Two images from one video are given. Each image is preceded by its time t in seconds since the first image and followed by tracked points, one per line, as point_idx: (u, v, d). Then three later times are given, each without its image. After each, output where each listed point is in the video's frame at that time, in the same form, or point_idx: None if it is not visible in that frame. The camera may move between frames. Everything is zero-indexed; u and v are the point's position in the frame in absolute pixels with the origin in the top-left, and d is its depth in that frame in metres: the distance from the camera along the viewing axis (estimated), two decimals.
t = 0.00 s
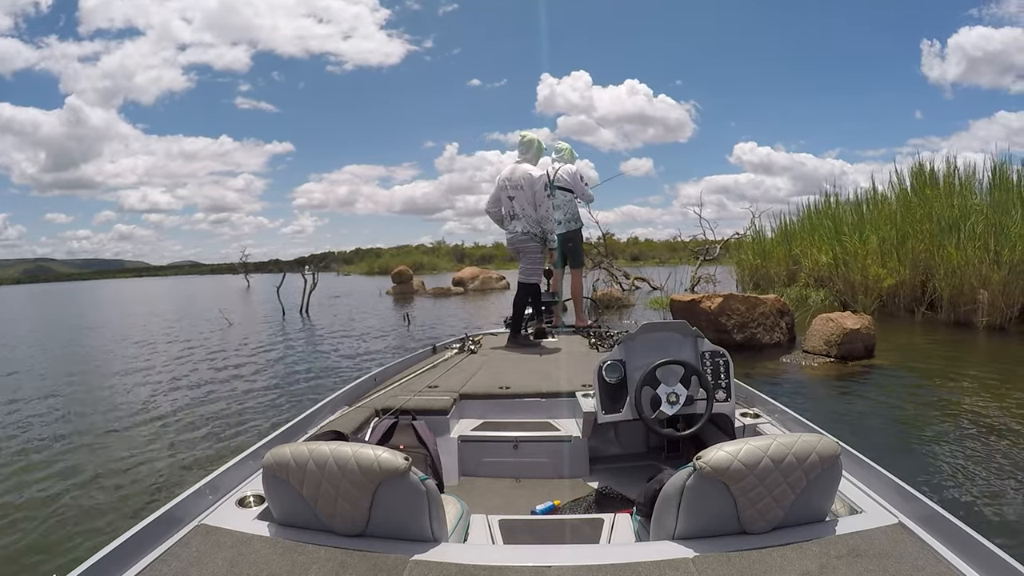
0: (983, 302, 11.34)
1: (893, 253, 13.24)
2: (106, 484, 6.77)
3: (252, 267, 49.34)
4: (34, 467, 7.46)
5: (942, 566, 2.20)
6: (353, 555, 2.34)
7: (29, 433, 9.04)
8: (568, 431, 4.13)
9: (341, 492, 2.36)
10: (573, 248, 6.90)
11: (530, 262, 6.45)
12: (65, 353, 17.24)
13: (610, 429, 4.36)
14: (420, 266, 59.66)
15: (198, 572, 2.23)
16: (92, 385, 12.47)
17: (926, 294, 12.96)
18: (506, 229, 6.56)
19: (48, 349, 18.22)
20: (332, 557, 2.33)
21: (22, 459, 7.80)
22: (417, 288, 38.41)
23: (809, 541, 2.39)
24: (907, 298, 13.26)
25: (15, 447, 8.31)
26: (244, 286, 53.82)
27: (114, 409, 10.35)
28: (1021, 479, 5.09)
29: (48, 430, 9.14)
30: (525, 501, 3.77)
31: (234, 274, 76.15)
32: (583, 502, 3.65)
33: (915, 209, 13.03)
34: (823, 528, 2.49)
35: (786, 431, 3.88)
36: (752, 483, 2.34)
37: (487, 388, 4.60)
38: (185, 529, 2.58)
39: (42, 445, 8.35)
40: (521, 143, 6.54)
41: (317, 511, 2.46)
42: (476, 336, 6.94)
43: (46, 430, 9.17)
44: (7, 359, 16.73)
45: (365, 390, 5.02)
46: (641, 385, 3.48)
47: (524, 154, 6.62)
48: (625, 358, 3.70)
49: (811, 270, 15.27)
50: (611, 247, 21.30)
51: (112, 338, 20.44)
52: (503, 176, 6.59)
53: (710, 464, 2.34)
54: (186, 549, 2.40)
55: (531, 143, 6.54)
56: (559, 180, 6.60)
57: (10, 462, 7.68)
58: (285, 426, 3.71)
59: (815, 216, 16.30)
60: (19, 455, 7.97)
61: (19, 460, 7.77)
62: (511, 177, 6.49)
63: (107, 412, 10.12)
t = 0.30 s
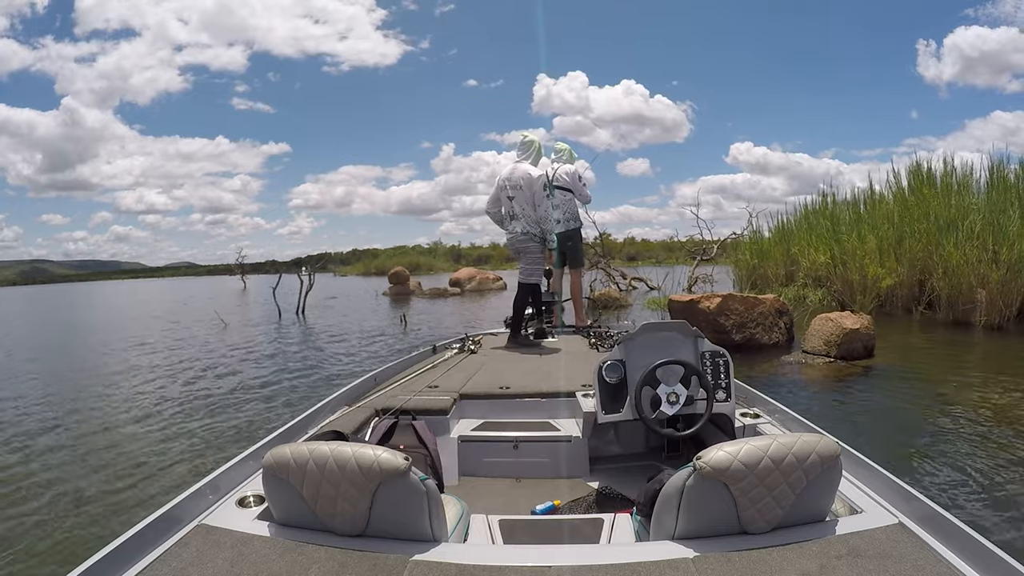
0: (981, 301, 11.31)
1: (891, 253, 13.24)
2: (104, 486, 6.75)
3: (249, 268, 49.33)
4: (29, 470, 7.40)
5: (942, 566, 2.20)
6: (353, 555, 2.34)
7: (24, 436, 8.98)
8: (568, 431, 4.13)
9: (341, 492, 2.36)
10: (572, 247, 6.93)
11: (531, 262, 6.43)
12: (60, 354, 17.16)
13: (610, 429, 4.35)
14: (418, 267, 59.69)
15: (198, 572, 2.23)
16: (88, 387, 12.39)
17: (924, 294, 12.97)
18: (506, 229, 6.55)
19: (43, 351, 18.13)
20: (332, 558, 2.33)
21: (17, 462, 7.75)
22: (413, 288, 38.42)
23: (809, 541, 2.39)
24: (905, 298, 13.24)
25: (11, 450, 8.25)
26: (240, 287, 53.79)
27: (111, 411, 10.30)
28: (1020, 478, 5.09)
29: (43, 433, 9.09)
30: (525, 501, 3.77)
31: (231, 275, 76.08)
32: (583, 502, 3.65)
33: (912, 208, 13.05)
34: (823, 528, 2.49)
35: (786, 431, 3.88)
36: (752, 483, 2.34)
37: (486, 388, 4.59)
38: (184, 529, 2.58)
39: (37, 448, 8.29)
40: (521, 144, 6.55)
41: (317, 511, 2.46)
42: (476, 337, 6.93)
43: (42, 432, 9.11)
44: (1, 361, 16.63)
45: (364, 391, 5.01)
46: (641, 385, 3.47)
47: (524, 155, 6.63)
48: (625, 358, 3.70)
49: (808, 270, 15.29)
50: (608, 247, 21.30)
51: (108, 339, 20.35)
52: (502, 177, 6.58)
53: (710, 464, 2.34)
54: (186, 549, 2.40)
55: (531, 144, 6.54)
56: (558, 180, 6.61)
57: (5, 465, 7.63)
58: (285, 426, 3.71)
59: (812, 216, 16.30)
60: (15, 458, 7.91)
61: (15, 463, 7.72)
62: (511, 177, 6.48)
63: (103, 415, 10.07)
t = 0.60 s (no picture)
0: (979, 301, 11.32)
1: (889, 253, 13.22)
2: (101, 488, 6.72)
3: (246, 268, 49.28)
4: (25, 472, 7.35)
5: (942, 566, 2.20)
6: (353, 555, 2.34)
7: (20, 438, 8.91)
8: (568, 431, 4.13)
9: (341, 492, 2.36)
10: (573, 247, 6.99)
11: (531, 262, 6.43)
12: (56, 356, 17.06)
13: (610, 429, 4.35)
14: (415, 267, 59.69)
15: (198, 572, 2.23)
16: (85, 388, 12.32)
17: (922, 294, 12.98)
18: (506, 230, 6.55)
19: (39, 352, 18.04)
20: (332, 558, 2.33)
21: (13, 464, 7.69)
22: (410, 288, 38.41)
23: (809, 541, 2.39)
24: (903, 298, 13.26)
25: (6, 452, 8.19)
26: (237, 287, 53.74)
27: (108, 413, 10.24)
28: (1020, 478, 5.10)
29: (39, 435, 9.03)
30: (525, 501, 3.77)
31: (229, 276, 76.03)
32: (584, 502, 3.65)
33: (910, 209, 13.06)
34: (823, 528, 2.49)
35: (786, 431, 3.88)
36: (752, 483, 2.34)
37: (486, 388, 4.60)
38: (184, 529, 2.58)
39: (33, 450, 8.23)
40: (520, 144, 6.55)
41: (317, 511, 2.46)
42: (476, 337, 6.94)
43: (39, 434, 9.05)
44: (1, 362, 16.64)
45: (365, 390, 5.01)
46: (641, 385, 3.47)
47: (523, 155, 6.63)
48: (625, 358, 3.70)
49: (806, 270, 15.31)
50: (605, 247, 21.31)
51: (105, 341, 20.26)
52: (502, 177, 6.58)
53: (709, 464, 2.34)
54: (186, 549, 2.39)
55: (531, 144, 6.55)
56: (559, 179, 6.68)
57: None
58: (285, 426, 3.71)
59: (810, 216, 16.31)
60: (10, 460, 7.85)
61: (10, 465, 7.65)
62: (511, 177, 6.48)
63: (100, 416, 10.01)
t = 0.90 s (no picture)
0: (978, 302, 11.33)
1: (887, 253, 13.22)
2: (100, 489, 6.71)
3: (242, 268, 49.27)
4: (22, 474, 7.32)
5: (942, 566, 2.20)
6: (353, 555, 2.34)
7: (16, 439, 8.87)
8: (568, 431, 4.13)
9: (341, 492, 2.36)
10: (571, 247, 7.00)
11: (531, 262, 6.43)
12: (52, 356, 17.01)
13: (610, 429, 4.35)
14: (412, 267, 59.66)
15: (198, 572, 2.23)
16: (81, 389, 12.26)
17: (920, 294, 12.99)
18: (506, 230, 6.55)
19: (34, 353, 17.96)
20: (332, 558, 2.32)
21: (9, 465, 7.66)
22: (407, 288, 38.44)
23: (809, 541, 2.39)
24: (901, 299, 13.27)
25: (3, 454, 8.15)
26: (234, 287, 53.74)
27: (105, 414, 10.19)
28: (1019, 478, 5.11)
29: (35, 436, 8.97)
30: (525, 501, 3.77)
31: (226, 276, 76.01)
32: (584, 502, 3.65)
33: (909, 209, 13.08)
34: (823, 528, 2.50)
35: (786, 431, 3.89)
36: (752, 483, 2.34)
37: (486, 388, 4.60)
38: (184, 529, 2.57)
39: (29, 452, 8.19)
40: (521, 143, 6.54)
41: (317, 512, 2.46)
42: (476, 337, 6.94)
43: (34, 436, 9.00)
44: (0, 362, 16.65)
45: (365, 390, 5.01)
46: (641, 385, 3.47)
47: (524, 155, 6.62)
48: (625, 358, 3.70)
49: (804, 271, 15.32)
50: (603, 248, 21.32)
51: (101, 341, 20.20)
52: (502, 177, 6.58)
53: (709, 464, 2.34)
54: (186, 549, 2.39)
55: (531, 144, 6.54)
56: (557, 179, 6.65)
57: None
58: (285, 426, 3.71)
59: (807, 216, 16.33)
60: (6, 462, 7.80)
61: (6, 466, 7.62)
62: (511, 177, 6.48)
63: (98, 417, 9.97)
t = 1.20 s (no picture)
0: (976, 302, 11.34)
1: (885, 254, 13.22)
2: (98, 489, 6.69)
3: (238, 269, 49.17)
4: (21, 475, 7.29)
5: (942, 566, 2.20)
6: (353, 555, 2.33)
7: (15, 440, 8.83)
8: (568, 431, 4.13)
9: (341, 493, 2.36)
10: (566, 248, 7.04)
11: (531, 262, 6.44)
12: (49, 357, 16.96)
13: (610, 429, 4.35)
14: (409, 268, 59.60)
15: (198, 572, 2.22)
16: (80, 390, 12.23)
17: (919, 294, 12.99)
18: (506, 229, 6.56)
19: (32, 354, 17.91)
20: (332, 558, 2.32)
21: (8, 466, 7.62)
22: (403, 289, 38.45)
23: (809, 542, 2.39)
24: (899, 299, 13.28)
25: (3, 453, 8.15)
26: (231, 288, 53.68)
27: (104, 414, 10.17)
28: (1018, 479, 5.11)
29: (35, 437, 8.95)
30: (525, 501, 3.77)
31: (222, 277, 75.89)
32: (584, 502, 3.65)
33: (906, 209, 13.09)
34: (823, 528, 2.50)
35: (786, 431, 3.89)
36: (752, 483, 2.35)
37: (486, 388, 4.60)
38: (184, 529, 2.57)
39: (29, 452, 8.17)
40: (523, 143, 6.54)
41: (317, 511, 2.46)
42: (476, 337, 6.94)
43: (33, 436, 8.96)
44: None
45: (365, 390, 5.01)
46: (641, 385, 3.47)
47: (525, 154, 6.62)
48: (625, 358, 3.70)
49: (802, 271, 15.32)
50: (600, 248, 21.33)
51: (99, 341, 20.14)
52: (503, 177, 6.57)
53: (709, 464, 2.34)
54: (186, 549, 2.39)
55: (533, 143, 6.53)
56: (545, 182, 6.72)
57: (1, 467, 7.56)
58: (285, 427, 3.71)
59: (805, 216, 16.36)
60: (6, 462, 7.79)
61: (7, 466, 7.62)
62: (511, 177, 6.48)
63: (97, 418, 9.94)
